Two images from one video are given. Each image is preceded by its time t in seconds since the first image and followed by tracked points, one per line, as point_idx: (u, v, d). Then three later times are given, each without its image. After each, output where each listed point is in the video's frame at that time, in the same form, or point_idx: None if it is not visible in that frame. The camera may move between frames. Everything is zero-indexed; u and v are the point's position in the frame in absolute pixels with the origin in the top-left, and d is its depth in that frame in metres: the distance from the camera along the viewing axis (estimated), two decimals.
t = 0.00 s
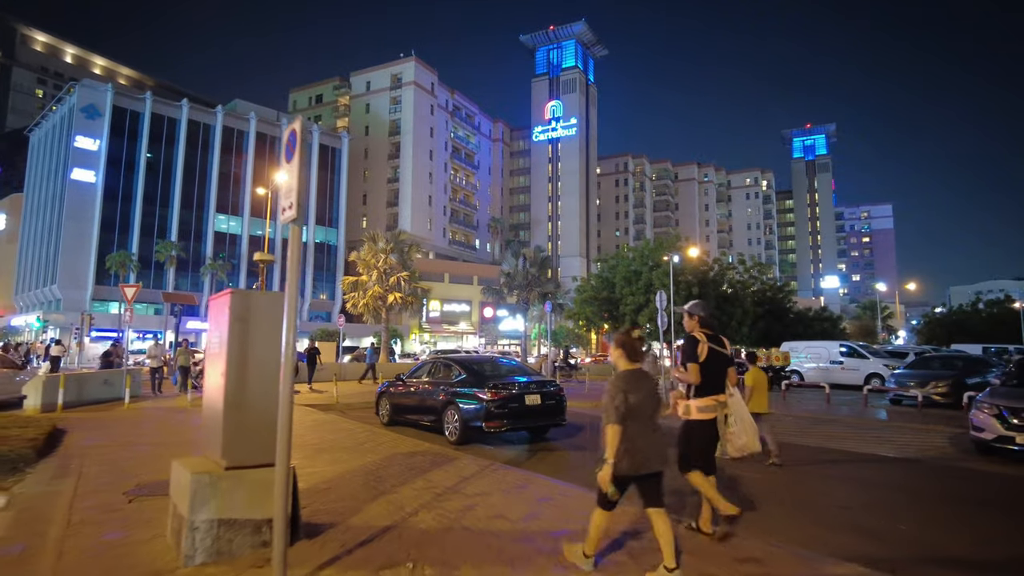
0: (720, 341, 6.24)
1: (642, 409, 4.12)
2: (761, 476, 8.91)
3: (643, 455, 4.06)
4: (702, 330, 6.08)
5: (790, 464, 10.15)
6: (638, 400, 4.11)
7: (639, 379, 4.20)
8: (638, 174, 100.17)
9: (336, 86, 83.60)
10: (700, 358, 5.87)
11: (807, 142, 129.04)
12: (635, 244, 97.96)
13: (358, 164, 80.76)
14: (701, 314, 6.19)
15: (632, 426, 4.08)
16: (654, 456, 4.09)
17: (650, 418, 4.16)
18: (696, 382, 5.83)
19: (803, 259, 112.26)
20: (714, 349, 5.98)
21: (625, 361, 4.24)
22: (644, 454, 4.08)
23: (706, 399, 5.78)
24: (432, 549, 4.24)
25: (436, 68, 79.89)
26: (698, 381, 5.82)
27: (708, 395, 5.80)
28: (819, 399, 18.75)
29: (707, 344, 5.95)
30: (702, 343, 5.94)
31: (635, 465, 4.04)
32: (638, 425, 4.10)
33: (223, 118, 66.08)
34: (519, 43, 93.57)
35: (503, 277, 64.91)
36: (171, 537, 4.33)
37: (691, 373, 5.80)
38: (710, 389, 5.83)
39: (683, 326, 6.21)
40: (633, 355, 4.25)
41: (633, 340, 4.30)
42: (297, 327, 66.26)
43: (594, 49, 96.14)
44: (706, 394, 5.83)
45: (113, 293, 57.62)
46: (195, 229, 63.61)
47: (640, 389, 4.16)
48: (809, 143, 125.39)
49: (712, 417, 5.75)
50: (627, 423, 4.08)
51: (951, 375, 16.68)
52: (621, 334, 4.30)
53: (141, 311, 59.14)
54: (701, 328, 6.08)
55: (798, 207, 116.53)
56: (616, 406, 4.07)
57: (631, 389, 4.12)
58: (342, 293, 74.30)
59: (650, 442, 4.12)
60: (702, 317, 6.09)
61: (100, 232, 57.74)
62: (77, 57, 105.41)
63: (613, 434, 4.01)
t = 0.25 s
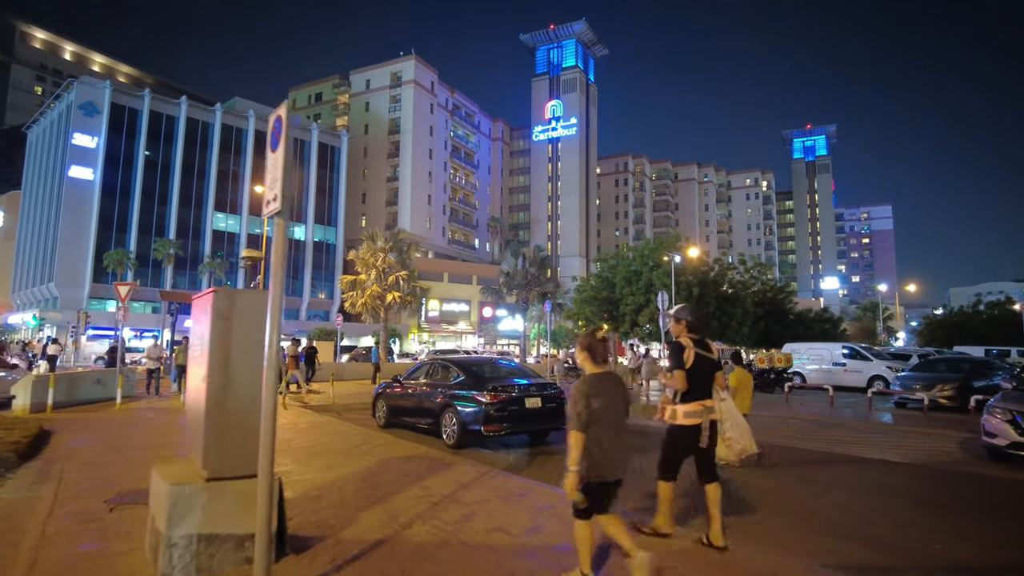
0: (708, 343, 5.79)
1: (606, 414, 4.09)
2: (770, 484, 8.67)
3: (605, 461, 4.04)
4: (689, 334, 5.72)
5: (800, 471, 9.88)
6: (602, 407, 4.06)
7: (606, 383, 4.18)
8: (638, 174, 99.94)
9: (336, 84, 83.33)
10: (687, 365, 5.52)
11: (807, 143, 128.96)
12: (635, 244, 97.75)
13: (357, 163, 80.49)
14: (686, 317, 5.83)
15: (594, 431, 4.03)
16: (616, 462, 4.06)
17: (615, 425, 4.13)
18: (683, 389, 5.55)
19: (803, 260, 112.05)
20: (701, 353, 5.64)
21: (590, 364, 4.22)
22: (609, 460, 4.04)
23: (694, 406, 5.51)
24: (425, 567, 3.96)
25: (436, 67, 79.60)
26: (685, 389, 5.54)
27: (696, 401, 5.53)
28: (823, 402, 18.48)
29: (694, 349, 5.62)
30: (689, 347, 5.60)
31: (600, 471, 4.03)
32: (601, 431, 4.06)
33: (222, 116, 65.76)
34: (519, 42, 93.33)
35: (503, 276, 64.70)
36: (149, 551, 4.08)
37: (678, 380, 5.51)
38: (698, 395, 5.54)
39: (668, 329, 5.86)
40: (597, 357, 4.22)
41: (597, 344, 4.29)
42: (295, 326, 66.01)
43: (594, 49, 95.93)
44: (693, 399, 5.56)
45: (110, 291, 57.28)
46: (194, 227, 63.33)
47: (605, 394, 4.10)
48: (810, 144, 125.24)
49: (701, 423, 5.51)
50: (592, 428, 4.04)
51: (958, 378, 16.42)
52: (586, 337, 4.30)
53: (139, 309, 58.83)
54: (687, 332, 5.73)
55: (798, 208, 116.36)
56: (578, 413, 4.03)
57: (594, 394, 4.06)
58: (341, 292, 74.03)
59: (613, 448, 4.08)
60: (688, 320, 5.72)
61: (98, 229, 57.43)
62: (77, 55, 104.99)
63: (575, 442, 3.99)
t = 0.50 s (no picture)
0: (687, 344, 5.88)
1: (569, 413, 4.15)
2: (776, 488, 8.42)
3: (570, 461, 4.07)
4: (665, 336, 5.76)
5: (804, 475, 9.66)
6: (567, 405, 4.14)
7: (574, 383, 4.27)
8: (638, 174, 99.76)
9: (335, 83, 83.10)
10: (662, 366, 5.57)
11: (807, 143, 128.98)
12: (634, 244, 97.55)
13: (356, 161, 80.22)
14: (663, 318, 5.86)
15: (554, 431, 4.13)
16: (585, 462, 4.07)
17: (579, 425, 4.17)
18: (661, 388, 5.55)
19: (802, 260, 111.85)
20: (679, 355, 5.67)
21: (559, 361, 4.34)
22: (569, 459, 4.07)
23: (671, 405, 5.47)
24: None
25: (435, 65, 79.36)
26: (662, 389, 5.54)
27: (673, 400, 5.50)
28: (825, 402, 18.24)
29: (669, 350, 5.65)
30: (665, 346, 5.64)
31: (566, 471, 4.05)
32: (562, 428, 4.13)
33: (220, 114, 65.41)
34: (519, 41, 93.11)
35: (501, 275, 64.52)
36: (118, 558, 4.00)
37: (654, 380, 5.53)
38: (675, 393, 5.52)
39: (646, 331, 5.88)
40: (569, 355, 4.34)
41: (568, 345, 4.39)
42: (293, 325, 65.80)
43: (594, 48, 95.74)
44: (671, 398, 5.52)
45: (107, 289, 56.94)
46: (191, 226, 63.05)
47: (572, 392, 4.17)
48: (810, 144, 125.07)
49: (679, 422, 5.43)
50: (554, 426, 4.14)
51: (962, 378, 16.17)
52: (557, 338, 4.41)
53: (135, 308, 58.48)
54: (664, 333, 5.77)
55: (797, 208, 116.16)
56: (541, 409, 4.13)
57: (559, 391, 4.16)
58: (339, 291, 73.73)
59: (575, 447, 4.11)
60: (664, 321, 5.75)
61: (95, 227, 57.11)
62: (75, 53, 104.56)
63: (531, 438, 4.07)
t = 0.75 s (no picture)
0: (664, 338, 5.66)
1: (536, 411, 4.12)
2: (780, 493, 8.17)
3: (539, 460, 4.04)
4: (642, 330, 5.56)
5: (809, 478, 9.43)
6: (532, 402, 4.10)
7: (542, 381, 4.20)
8: (636, 173, 99.50)
9: (332, 81, 82.79)
10: (638, 359, 5.34)
11: (805, 142, 128.96)
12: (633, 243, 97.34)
13: (354, 160, 79.91)
14: (641, 312, 5.65)
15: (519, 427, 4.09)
16: (549, 461, 4.04)
17: (545, 423, 4.13)
18: (635, 384, 5.35)
19: (801, 260, 111.73)
20: (656, 349, 5.45)
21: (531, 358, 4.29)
22: (533, 458, 4.03)
23: (647, 402, 5.28)
24: None
25: (433, 63, 79.04)
26: (637, 384, 5.33)
27: (649, 398, 5.32)
28: (826, 402, 18.01)
29: (646, 343, 5.42)
30: (641, 343, 5.39)
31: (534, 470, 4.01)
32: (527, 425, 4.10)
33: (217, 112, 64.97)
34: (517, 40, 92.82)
35: (500, 275, 64.28)
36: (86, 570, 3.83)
37: (629, 374, 5.31)
38: (651, 391, 5.34)
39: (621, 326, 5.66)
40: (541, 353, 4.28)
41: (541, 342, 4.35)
42: (290, 325, 65.48)
43: (593, 47, 95.56)
44: (646, 396, 5.34)
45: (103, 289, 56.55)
46: (188, 225, 62.65)
47: (540, 391, 4.14)
48: (808, 143, 124.92)
49: (654, 419, 5.26)
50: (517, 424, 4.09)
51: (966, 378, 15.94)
52: (529, 333, 4.35)
53: (132, 308, 58.09)
54: (641, 327, 5.57)
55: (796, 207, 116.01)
56: (508, 406, 4.08)
57: (527, 388, 4.12)
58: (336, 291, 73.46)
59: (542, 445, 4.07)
60: (639, 315, 5.52)
61: (91, 225, 56.71)
62: (72, 51, 104.10)
63: (498, 434, 4.03)
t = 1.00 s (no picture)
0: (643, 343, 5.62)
1: (515, 415, 4.02)
2: (786, 500, 7.93)
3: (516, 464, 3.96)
4: (624, 334, 5.47)
5: (819, 483, 9.10)
6: (508, 402, 4.04)
7: (520, 382, 4.13)
8: (636, 173, 99.21)
9: (331, 80, 82.52)
10: (622, 364, 5.26)
11: (805, 142, 128.82)
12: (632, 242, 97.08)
13: (352, 159, 79.62)
14: (621, 316, 5.59)
15: (498, 428, 4.01)
16: (521, 462, 3.95)
17: (525, 424, 4.07)
18: (619, 389, 5.26)
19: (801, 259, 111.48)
20: (638, 353, 5.38)
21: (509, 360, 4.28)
22: (510, 462, 3.94)
23: (631, 409, 5.22)
24: None
25: (432, 62, 78.84)
26: (621, 389, 5.26)
27: (632, 404, 5.24)
28: (831, 403, 17.75)
29: (629, 348, 5.33)
30: (624, 347, 5.31)
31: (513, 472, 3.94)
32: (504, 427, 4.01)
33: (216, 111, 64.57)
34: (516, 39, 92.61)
35: (499, 274, 64.00)
36: None
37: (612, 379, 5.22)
38: (634, 396, 5.27)
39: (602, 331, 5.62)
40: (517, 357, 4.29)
41: (518, 345, 4.32)
42: (289, 324, 65.24)
43: (592, 46, 95.34)
44: (630, 403, 5.26)
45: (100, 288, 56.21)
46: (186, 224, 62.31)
47: (517, 393, 4.08)
48: (808, 143, 124.73)
49: (639, 425, 5.21)
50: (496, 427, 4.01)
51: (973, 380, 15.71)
52: (509, 336, 4.32)
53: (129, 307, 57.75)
54: (623, 332, 5.48)
55: (796, 207, 115.81)
56: (486, 405, 4.01)
57: (504, 389, 4.07)
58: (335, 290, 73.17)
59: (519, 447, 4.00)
60: (622, 319, 5.48)
61: (88, 224, 56.38)
62: (70, 50, 103.84)
63: (478, 436, 3.96)
